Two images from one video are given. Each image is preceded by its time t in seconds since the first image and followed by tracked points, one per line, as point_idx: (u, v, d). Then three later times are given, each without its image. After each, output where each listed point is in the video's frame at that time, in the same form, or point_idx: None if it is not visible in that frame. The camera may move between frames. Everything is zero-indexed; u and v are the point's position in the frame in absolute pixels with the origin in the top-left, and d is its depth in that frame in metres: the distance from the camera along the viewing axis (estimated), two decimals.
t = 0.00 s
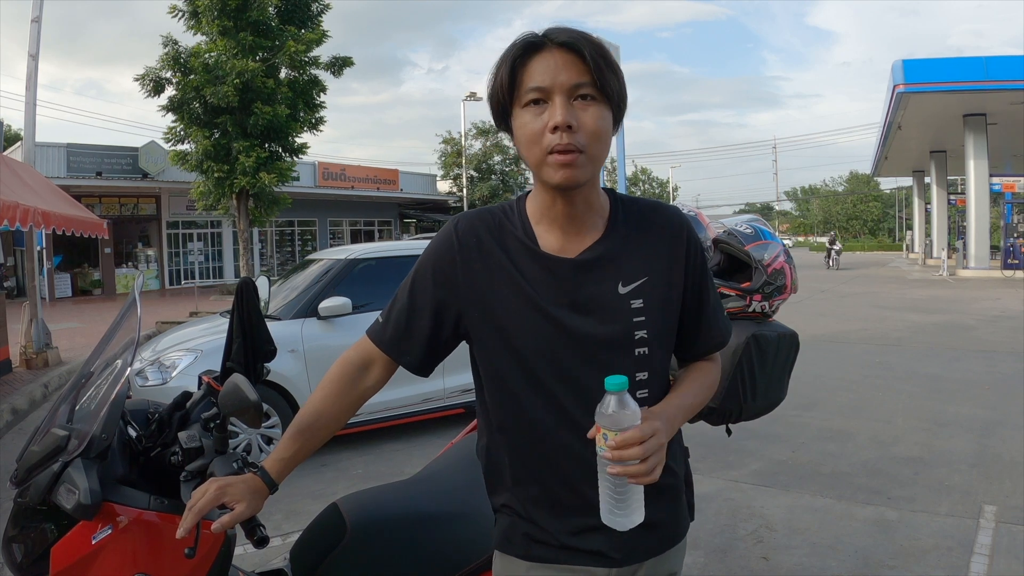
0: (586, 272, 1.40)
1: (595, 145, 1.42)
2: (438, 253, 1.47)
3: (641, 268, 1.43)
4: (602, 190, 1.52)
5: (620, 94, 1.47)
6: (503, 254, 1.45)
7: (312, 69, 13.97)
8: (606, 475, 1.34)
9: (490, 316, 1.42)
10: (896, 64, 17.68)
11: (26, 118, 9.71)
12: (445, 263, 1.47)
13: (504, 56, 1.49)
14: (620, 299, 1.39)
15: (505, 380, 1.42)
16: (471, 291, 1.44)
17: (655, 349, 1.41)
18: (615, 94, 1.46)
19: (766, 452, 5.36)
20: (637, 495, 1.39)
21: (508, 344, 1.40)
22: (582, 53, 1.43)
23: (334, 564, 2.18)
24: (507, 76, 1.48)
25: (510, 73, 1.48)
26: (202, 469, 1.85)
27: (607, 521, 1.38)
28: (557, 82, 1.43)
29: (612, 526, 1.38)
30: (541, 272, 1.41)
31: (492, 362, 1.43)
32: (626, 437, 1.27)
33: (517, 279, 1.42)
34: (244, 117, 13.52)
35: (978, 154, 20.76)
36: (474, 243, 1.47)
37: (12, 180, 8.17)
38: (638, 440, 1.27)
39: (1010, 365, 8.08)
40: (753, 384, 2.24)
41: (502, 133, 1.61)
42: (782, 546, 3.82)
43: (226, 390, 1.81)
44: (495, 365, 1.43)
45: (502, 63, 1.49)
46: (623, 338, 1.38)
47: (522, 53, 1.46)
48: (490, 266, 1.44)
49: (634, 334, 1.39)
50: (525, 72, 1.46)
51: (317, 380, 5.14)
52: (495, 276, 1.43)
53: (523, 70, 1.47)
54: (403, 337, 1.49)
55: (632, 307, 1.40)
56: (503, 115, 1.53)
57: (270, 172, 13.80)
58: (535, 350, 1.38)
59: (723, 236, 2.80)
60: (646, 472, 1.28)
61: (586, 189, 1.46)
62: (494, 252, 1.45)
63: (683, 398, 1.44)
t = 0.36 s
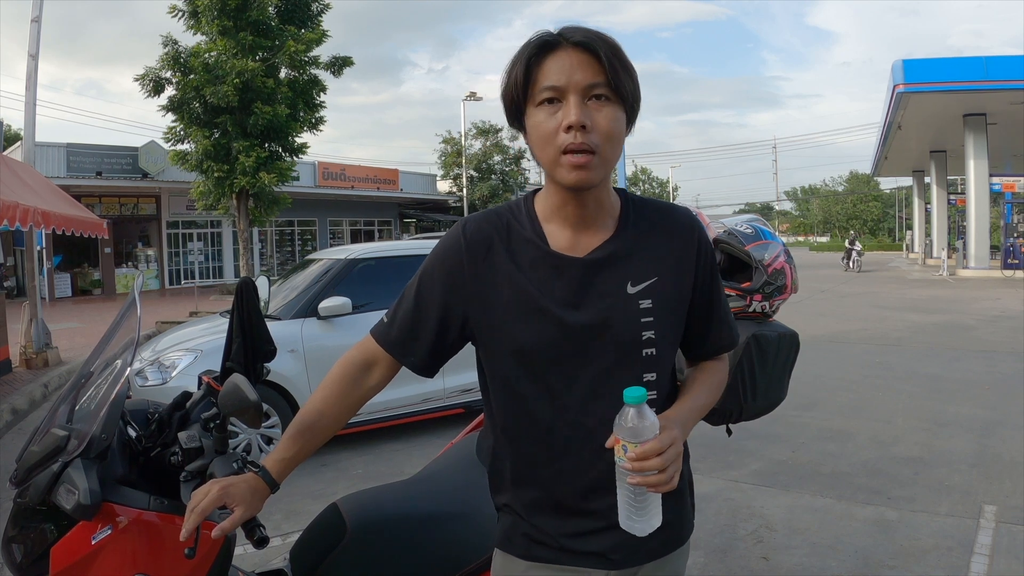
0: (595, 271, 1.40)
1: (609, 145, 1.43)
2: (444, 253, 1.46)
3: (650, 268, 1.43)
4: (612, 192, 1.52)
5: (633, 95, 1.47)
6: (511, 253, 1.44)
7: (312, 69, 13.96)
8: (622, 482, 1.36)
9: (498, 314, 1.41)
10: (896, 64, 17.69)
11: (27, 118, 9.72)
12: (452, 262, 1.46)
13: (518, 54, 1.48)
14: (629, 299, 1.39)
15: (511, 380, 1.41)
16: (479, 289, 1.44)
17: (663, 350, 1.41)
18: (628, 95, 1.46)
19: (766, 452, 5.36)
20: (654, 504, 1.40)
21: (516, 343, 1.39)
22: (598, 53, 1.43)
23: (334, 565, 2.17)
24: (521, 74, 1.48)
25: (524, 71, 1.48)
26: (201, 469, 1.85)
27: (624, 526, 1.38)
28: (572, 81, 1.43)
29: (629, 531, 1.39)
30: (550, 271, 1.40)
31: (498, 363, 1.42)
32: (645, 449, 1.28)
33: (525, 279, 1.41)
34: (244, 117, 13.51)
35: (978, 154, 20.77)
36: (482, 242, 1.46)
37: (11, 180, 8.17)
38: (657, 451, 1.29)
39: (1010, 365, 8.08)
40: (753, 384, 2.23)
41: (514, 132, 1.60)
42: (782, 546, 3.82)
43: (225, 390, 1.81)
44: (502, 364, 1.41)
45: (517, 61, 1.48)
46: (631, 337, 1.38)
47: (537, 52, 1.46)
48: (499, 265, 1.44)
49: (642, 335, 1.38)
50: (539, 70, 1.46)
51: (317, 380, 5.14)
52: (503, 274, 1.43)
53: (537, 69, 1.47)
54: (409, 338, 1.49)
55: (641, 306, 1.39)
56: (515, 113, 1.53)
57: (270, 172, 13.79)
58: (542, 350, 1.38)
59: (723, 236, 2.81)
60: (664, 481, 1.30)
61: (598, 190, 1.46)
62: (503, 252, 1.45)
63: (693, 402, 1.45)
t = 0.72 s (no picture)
0: (598, 267, 1.39)
1: (616, 148, 1.42)
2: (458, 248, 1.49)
3: (654, 266, 1.41)
4: (625, 190, 1.52)
5: (649, 99, 1.45)
6: (517, 245, 1.45)
7: (312, 69, 13.95)
8: (620, 475, 1.33)
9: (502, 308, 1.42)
10: (896, 64, 17.69)
11: (26, 118, 9.72)
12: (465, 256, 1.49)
13: (536, 53, 1.49)
14: (630, 296, 1.38)
15: (513, 373, 1.41)
16: (487, 280, 1.45)
17: (663, 349, 1.39)
18: (643, 98, 1.44)
19: (766, 452, 5.35)
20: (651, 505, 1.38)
21: (517, 337, 1.40)
22: (612, 55, 1.42)
23: (334, 564, 2.16)
24: (537, 73, 1.48)
25: (541, 70, 1.48)
26: (200, 469, 1.87)
27: (622, 524, 1.37)
28: (583, 84, 1.42)
29: (623, 527, 1.38)
30: (555, 265, 1.40)
31: (502, 355, 1.43)
32: (638, 438, 1.25)
33: (529, 272, 1.42)
34: (244, 117, 13.51)
35: (978, 154, 20.76)
36: (492, 235, 1.48)
37: (11, 180, 8.16)
38: (651, 440, 1.26)
39: (1010, 365, 8.07)
40: (753, 384, 2.22)
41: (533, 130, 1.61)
42: (782, 546, 3.81)
43: (225, 390, 1.83)
44: (505, 357, 1.42)
45: (533, 62, 1.49)
46: (630, 333, 1.37)
47: (553, 52, 1.46)
48: (506, 257, 1.45)
49: (642, 332, 1.37)
50: (554, 71, 1.46)
51: (317, 381, 5.14)
52: (509, 268, 1.44)
53: (553, 70, 1.47)
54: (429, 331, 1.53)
55: (642, 302, 1.38)
56: (533, 112, 1.53)
57: (270, 172, 13.79)
58: (543, 342, 1.38)
59: (724, 236, 2.81)
60: (660, 473, 1.26)
61: (607, 191, 1.46)
62: (510, 245, 1.46)
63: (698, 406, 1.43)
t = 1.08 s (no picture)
0: (605, 266, 1.39)
1: (620, 157, 1.40)
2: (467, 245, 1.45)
3: (661, 269, 1.42)
4: (632, 194, 1.50)
5: (657, 108, 1.44)
6: (524, 244, 1.43)
7: (312, 69, 13.93)
8: (630, 471, 1.35)
9: (512, 302, 1.39)
10: (896, 63, 17.68)
11: (27, 118, 9.71)
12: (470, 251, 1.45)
13: (549, 57, 1.48)
14: (639, 296, 1.38)
15: (522, 368, 1.39)
16: (492, 275, 1.42)
17: (669, 349, 1.40)
18: (651, 107, 1.43)
19: (766, 452, 5.35)
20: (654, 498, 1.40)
21: (525, 332, 1.38)
22: (621, 64, 1.41)
23: (334, 564, 2.17)
24: (551, 76, 1.47)
25: (554, 74, 1.48)
26: (200, 469, 1.87)
27: (625, 516, 1.39)
28: (590, 90, 1.41)
29: (624, 514, 1.39)
30: (563, 263, 1.39)
31: (509, 347, 1.41)
32: (655, 439, 1.28)
33: (538, 270, 1.40)
34: (244, 117, 13.50)
35: (978, 154, 20.76)
36: (501, 233, 1.46)
37: (11, 180, 8.15)
38: (666, 441, 1.29)
39: (1010, 365, 8.06)
40: (754, 384, 2.21)
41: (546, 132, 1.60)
42: (782, 546, 3.80)
43: (224, 390, 1.82)
44: (512, 352, 1.41)
45: (547, 66, 1.48)
46: (636, 331, 1.37)
47: (565, 57, 1.46)
48: (514, 254, 1.42)
49: (650, 330, 1.38)
50: (566, 75, 1.46)
51: (317, 380, 5.14)
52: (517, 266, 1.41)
53: (565, 74, 1.46)
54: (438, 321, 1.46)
55: (650, 303, 1.39)
56: (544, 115, 1.52)
57: (270, 172, 13.78)
58: (553, 334, 1.37)
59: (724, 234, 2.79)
60: (672, 471, 1.30)
61: (612, 195, 1.45)
62: (517, 243, 1.44)
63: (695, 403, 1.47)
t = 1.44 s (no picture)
0: (605, 263, 1.38)
1: (624, 152, 1.40)
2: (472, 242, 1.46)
3: (662, 268, 1.41)
4: (638, 193, 1.50)
5: (663, 107, 1.43)
6: (526, 242, 1.43)
7: (312, 68, 13.91)
8: (637, 476, 1.34)
9: (512, 298, 1.40)
10: (896, 63, 17.68)
11: (26, 117, 9.71)
12: (474, 247, 1.47)
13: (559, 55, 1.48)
14: (639, 295, 1.37)
15: (521, 366, 1.40)
16: (493, 269, 1.43)
17: (669, 349, 1.39)
18: (657, 104, 1.42)
19: (766, 452, 5.34)
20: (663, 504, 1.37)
21: (525, 328, 1.39)
22: (627, 60, 1.41)
23: (333, 564, 2.16)
24: (559, 74, 1.48)
25: (563, 71, 1.48)
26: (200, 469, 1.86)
27: (634, 520, 1.37)
28: (596, 86, 1.41)
29: (621, 511, 1.37)
30: (562, 260, 1.39)
31: (509, 345, 1.42)
32: (658, 443, 1.27)
33: (538, 267, 1.40)
34: (244, 116, 13.49)
35: (979, 153, 20.75)
36: (503, 231, 1.46)
37: (11, 180, 8.14)
38: (670, 445, 1.28)
39: (1011, 365, 8.05)
40: (756, 383, 2.20)
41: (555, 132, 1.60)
42: (783, 546, 3.80)
43: (224, 390, 1.81)
44: (513, 349, 1.41)
45: (555, 63, 1.49)
46: (634, 328, 1.36)
47: (574, 54, 1.46)
48: (517, 250, 1.42)
49: (648, 329, 1.36)
50: (575, 72, 1.46)
51: (317, 380, 5.13)
52: (518, 262, 1.42)
53: (573, 70, 1.46)
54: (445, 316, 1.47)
55: (649, 302, 1.38)
56: (551, 113, 1.53)
57: (270, 172, 13.77)
58: (551, 330, 1.37)
59: (725, 233, 2.79)
60: (675, 475, 1.29)
61: (615, 191, 1.44)
62: (521, 240, 1.44)
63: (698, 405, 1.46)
